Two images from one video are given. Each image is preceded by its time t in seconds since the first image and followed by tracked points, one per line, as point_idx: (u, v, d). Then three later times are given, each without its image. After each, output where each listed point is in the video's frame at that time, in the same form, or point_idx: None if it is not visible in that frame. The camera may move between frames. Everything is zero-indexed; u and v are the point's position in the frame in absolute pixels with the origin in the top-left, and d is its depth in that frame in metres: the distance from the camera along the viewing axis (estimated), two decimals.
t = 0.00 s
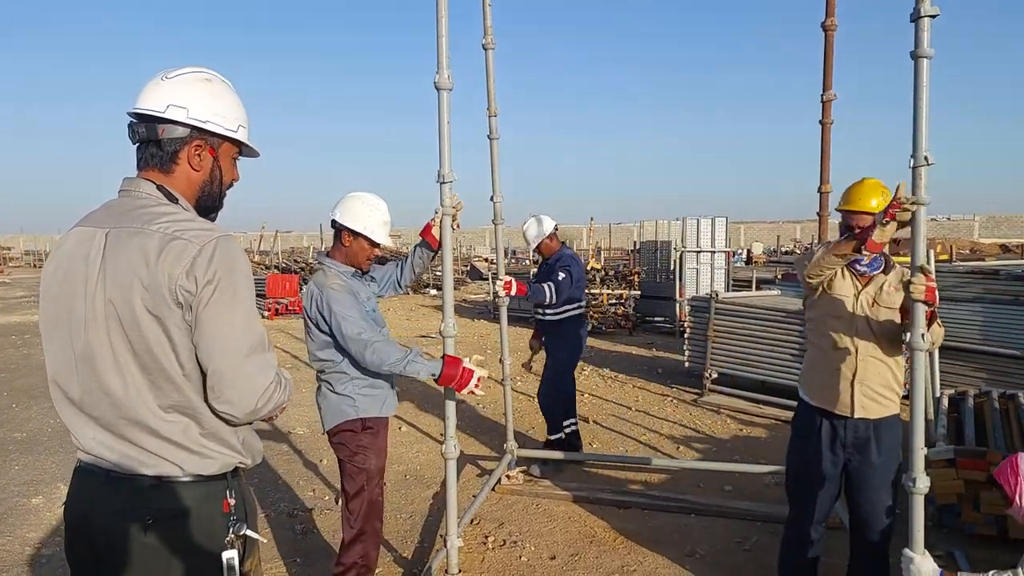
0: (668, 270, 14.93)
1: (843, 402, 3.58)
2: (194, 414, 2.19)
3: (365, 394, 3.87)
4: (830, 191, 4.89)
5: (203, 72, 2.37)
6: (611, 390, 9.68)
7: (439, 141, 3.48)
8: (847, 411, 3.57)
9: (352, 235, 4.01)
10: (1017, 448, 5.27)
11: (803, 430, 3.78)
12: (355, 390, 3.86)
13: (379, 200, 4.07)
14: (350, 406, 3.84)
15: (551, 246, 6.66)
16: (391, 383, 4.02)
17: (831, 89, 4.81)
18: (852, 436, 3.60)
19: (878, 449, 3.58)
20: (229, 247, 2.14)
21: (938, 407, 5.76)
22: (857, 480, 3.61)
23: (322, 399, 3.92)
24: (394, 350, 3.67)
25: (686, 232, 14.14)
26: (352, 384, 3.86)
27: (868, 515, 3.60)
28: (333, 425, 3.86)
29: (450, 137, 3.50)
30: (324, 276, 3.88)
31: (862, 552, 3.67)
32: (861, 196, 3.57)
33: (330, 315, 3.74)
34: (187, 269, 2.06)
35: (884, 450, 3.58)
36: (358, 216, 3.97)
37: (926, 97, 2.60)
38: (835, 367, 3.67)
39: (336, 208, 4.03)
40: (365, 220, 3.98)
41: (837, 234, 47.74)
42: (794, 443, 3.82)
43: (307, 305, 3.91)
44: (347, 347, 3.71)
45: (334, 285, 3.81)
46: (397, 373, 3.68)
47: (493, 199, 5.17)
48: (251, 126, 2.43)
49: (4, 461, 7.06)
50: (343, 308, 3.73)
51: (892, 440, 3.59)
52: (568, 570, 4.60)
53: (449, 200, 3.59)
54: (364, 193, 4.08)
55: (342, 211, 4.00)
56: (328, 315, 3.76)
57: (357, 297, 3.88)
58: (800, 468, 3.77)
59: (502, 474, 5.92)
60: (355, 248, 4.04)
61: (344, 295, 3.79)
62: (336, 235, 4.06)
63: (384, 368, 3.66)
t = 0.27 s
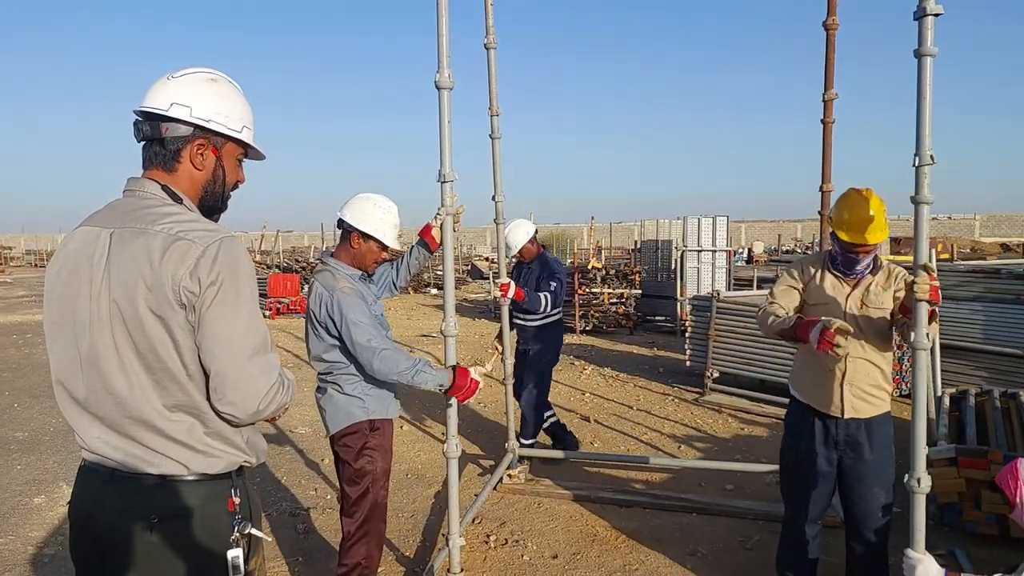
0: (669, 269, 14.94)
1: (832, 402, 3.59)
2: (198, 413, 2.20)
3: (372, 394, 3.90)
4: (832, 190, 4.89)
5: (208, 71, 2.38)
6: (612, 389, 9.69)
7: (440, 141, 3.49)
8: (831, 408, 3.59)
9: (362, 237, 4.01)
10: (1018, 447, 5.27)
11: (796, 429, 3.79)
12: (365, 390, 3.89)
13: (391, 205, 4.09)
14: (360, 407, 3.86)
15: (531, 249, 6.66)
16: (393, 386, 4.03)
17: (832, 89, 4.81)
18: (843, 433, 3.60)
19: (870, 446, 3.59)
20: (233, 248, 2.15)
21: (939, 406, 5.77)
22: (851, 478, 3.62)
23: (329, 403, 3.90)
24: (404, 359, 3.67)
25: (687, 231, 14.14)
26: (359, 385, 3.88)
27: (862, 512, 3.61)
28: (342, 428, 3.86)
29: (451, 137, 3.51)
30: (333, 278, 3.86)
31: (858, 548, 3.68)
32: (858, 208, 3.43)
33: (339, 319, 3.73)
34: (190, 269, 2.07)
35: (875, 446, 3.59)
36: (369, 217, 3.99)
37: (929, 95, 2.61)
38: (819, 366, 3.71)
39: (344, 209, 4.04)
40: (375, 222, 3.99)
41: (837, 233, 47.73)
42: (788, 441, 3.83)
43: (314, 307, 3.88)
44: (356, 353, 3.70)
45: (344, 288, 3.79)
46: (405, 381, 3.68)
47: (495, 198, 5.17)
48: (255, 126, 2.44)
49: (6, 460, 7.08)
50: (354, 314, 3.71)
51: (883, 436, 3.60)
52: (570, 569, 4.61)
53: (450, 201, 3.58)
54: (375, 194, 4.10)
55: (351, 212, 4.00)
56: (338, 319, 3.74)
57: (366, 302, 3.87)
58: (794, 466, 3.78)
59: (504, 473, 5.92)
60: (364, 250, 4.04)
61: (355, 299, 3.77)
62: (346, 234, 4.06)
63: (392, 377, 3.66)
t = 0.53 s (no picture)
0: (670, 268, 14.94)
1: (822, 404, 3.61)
2: (198, 413, 2.19)
3: (374, 396, 3.91)
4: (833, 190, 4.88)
5: (209, 70, 2.38)
6: (614, 388, 9.69)
7: (441, 140, 3.48)
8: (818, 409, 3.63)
9: (369, 238, 4.01)
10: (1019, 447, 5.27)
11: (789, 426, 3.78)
12: (367, 393, 3.89)
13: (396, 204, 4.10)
14: (362, 410, 3.86)
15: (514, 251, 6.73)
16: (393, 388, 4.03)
17: (834, 88, 4.81)
18: (835, 432, 3.60)
19: (862, 443, 3.59)
20: (232, 249, 2.15)
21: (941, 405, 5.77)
22: (844, 475, 3.62)
23: (329, 406, 3.89)
24: (416, 358, 3.67)
25: (688, 230, 14.14)
26: (359, 386, 3.89)
27: (855, 509, 3.61)
28: (344, 430, 3.85)
29: (452, 135, 3.50)
30: (339, 281, 3.86)
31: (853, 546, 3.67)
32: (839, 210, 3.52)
33: (346, 321, 3.73)
34: (190, 269, 2.07)
35: (867, 444, 3.59)
36: (375, 219, 3.97)
37: (939, 94, 2.61)
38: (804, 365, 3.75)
39: (348, 212, 4.01)
40: (382, 223, 3.98)
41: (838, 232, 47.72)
42: (780, 440, 3.82)
43: (319, 311, 3.87)
44: (366, 355, 3.69)
45: (351, 291, 3.80)
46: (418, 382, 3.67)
47: (497, 198, 5.17)
48: (255, 125, 2.43)
49: (7, 460, 7.08)
50: (361, 315, 3.71)
51: (874, 433, 3.61)
52: (570, 568, 4.61)
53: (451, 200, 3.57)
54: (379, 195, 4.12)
55: (356, 214, 3.97)
56: (345, 322, 3.74)
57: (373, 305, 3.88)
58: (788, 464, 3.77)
59: (505, 473, 5.92)
60: (371, 250, 4.03)
61: (363, 301, 3.77)
62: (350, 238, 4.02)
63: (405, 378, 3.65)
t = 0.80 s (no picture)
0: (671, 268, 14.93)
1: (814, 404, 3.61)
2: (198, 412, 2.19)
3: (374, 395, 3.90)
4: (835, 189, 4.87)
5: (206, 68, 2.36)
6: (615, 387, 9.68)
7: (438, 138, 3.47)
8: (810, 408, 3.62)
9: (369, 237, 4.00)
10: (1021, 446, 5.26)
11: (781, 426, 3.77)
12: (367, 393, 3.88)
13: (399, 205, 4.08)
14: (362, 410, 3.85)
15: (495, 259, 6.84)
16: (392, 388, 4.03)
17: (834, 88, 4.79)
18: (827, 431, 3.60)
19: (855, 442, 3.57)
20: (232, 247, 2.14)
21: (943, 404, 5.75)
22: (836, 474, 3.61)
23: (328, 406, 3.88)
24: (430, 349, 3.68)
25: (689, 229, 14.13)
26: (360, 385, 3.88)
27: (849, 509, 3.60)
28: (343, 431, 3.84)
29: (448, 134, 3.49)
30: (343, 279, 3.86)
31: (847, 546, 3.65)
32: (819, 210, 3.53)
33: (354, 318, 3.72)
34: (190, 267, 2.06)
35: (860, 443, 3.58)
36: (375, 218, 3.95)
37: (941, 94, 2.60)
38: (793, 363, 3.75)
39: (351, 211, 4.00)
40: (382, 222, 3.96)
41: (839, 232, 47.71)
42: (773, 439, 3.81)
43: (323, 309, 3.86)
44: (375, 349, 3.68)
45: (357, 288, 3.80)
46: (432, 372, 3.68)
47: (500, 197, 5.16)
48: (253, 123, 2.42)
49: (8, 459, 7.07)
50: (369, 311, 3.71)
51: (867, 432, 3.60)
52: (571, 568, 4.60)
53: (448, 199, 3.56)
54: (382, 194, 4.09)
55: (358, 213, 3.96)
56: (352, 319, 3.73)
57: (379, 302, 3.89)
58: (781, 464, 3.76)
59: (506, 472, 5.92)
60: (371, 249, 4.02)
61: (370, 298, 3.78)
62: (352, 236, 4.03)
63: (421, 368, 3.65)
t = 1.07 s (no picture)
0: (671, 267, 14.93)
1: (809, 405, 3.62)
2: (198, 410, 2.18)
3: (370, 394, 3.90)
4: (834, 188, 4.86)
5: (202, 65, 2.36)
6: (614, 386, 9.68)
7: (437, 136, 3.46)
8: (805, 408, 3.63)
9: (363, 233, 4.01)
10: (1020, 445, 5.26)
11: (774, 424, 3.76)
12: (364, 391, 3.88)
13: (389, 197, 4.10)
14: (358, 408, 3.85)
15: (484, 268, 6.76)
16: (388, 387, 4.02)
17: (834, 87, 4.78)
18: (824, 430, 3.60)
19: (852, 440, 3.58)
20: (232, 242, 2.13)
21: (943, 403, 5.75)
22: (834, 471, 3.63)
23: (325, 403, 3.87)
24: (420, 353, 3.67)
25: (688, 228, 14.12)
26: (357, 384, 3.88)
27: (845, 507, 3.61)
28: (339, 428, 3.83)
29: (447, 131, 3.48)
30: (339, 277, 3.85)
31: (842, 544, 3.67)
32: (802, 208, 3.53)
33: (351, 318, 3.70)
34: (190, 263, 2.05)
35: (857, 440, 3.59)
36: (369, 213, 3.98)
37: (930, 94, 2.62)
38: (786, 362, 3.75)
39: (345, 208, 4.02)
40: (376, 216, 3.99)
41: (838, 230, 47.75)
42: (768, 439, 3.79)
43: (319, 307, 3.85)
44: (368, 350, 3.68)
45: (352, 286, 3.78)
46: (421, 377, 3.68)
47: (500, 195, 5.15)
48: (250, 120, 2.41)
49: (7, 458, 7.06)
50: (366, 311, 3.70)
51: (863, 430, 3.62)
52: (571, 566, 4.60)
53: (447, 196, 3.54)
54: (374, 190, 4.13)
55: (351, 210, 3.99)
56: (348, 319, 3.72)
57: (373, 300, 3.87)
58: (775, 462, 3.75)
59: (505, 471, 5.92)
60: (367, 245, 4.03)
61: (364, 297, 3.76)
62: (346, 233, 4.04)
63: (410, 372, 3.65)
